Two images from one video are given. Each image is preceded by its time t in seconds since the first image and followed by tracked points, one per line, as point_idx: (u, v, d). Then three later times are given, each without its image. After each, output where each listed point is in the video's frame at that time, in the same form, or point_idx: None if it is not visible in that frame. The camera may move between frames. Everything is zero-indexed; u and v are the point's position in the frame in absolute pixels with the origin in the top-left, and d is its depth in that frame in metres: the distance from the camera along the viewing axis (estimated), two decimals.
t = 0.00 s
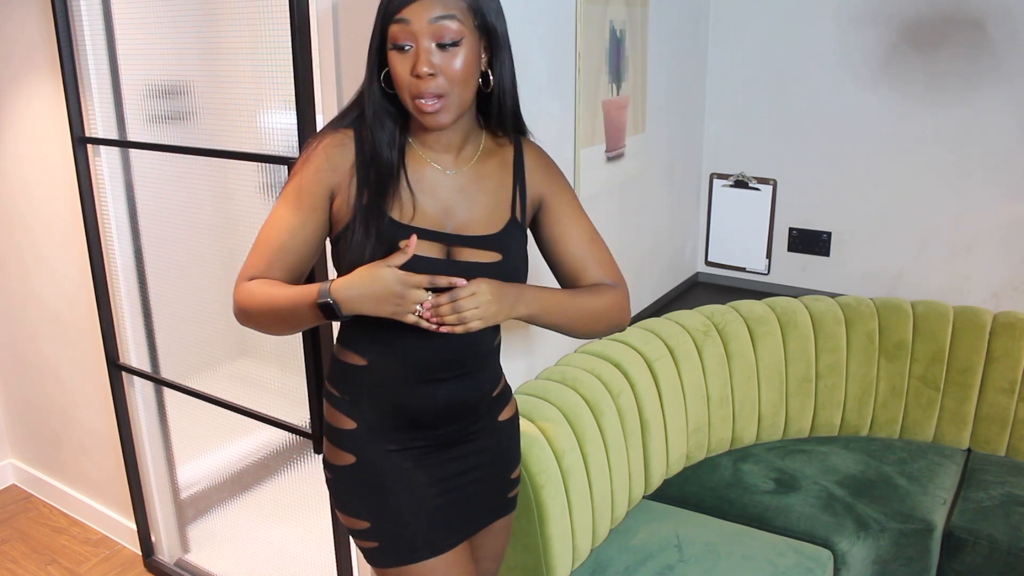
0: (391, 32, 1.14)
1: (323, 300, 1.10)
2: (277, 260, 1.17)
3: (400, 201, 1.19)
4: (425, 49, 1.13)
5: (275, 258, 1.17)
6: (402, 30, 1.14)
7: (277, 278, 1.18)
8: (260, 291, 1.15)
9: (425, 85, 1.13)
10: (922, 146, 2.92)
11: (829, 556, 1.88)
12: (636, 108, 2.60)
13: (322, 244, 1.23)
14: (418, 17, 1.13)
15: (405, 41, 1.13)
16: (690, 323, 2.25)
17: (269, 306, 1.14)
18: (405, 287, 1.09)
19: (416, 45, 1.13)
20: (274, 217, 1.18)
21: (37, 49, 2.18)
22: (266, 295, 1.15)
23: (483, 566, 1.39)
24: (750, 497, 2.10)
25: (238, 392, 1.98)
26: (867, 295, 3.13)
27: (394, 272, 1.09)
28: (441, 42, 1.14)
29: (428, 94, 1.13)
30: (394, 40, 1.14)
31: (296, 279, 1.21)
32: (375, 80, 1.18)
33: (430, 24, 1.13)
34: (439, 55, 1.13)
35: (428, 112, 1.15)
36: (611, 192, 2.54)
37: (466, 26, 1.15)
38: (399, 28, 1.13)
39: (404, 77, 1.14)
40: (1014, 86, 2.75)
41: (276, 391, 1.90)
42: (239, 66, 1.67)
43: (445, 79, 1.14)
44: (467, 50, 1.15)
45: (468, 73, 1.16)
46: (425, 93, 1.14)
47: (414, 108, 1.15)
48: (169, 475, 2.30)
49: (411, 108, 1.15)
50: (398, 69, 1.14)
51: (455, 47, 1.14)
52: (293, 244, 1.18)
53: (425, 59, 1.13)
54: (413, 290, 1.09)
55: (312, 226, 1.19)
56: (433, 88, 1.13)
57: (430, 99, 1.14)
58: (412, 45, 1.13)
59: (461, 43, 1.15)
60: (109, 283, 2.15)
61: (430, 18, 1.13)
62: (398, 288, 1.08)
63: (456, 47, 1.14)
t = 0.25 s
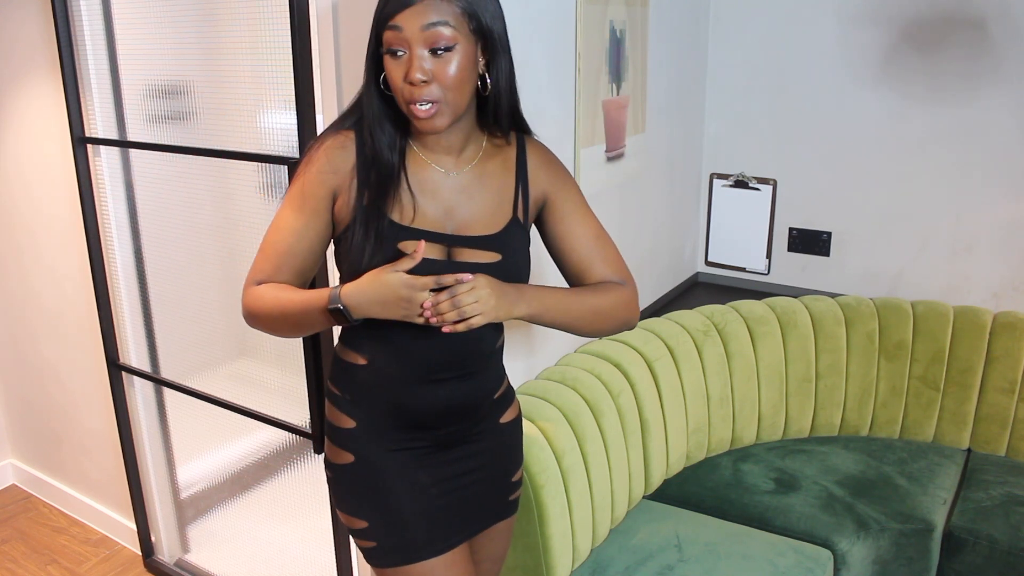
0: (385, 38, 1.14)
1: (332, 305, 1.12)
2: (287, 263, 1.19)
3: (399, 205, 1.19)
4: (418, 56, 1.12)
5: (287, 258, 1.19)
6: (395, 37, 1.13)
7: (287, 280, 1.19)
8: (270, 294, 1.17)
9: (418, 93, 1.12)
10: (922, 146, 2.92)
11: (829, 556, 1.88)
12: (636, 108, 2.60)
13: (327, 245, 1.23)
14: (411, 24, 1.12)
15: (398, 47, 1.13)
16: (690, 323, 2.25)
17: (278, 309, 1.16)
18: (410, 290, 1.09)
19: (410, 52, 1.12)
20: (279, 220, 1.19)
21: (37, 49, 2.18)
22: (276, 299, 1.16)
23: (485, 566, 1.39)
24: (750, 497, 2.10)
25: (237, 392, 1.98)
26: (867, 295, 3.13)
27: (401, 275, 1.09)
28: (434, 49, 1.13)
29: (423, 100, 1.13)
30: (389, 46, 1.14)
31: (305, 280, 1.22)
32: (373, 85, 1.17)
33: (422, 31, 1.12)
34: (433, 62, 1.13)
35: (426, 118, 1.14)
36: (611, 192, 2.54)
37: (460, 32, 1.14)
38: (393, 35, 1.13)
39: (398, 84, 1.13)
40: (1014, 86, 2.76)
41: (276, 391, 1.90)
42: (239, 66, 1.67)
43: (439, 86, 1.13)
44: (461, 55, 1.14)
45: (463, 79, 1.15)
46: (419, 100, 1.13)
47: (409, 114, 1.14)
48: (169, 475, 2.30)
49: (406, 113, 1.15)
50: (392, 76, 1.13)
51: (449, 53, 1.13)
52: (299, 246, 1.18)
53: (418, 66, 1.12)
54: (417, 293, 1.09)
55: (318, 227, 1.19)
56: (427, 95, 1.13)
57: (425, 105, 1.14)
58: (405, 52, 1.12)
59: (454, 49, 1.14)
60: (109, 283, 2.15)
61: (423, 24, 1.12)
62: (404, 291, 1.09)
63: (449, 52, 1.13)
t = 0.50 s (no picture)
0: (384, 40, 1.14)
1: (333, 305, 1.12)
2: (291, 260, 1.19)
3: (400, 206, 1.19)
4: (417, 58, 1.12)
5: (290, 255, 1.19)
6: (394, 38, 1.13)
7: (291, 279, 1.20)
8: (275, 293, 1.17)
9: (418, 95, 1.12)
10: (922, 146, 2.92)
11: (829, 556, 1.88)
12: (636, 108, 2.60)
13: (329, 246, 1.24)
14: (410, 25, 1.12)
15: (397, 49, 1.13)
16: (690, 323, 2.25)
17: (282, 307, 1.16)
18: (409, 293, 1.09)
19: (409, 53, 1.12)
20: (281, 220, 1.20)
21: (37, 49, 2.18)
22: (278, 299, 1.16)
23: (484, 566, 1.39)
24: (750, 497, 2.10)
25: (237, 392, 1.98)
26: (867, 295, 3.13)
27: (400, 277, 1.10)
28: (433, 50, 1.13)
29: (423, 101, 1.13)
30: (388, 48, 1.14)
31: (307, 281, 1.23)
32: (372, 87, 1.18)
33: (422, 33, 1.12)
34: (432, 63, 1.13)
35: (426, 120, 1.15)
36: (611, 192, 2.54)
37: (460, 33, 1.14)
38: (392, 36, 1.13)
39: (398, 85, 1.13)
40: (1014, 86, 2.76)
41: (276, 391, 1.90)
42: (239, 66, 1.67)
43: (439, 87, 1.13)
44: (461, 56, 1.14)
45: (463, 80, 1.15)
46: (419, 102, 1.13)
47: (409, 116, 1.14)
48: (169, 475, 2.30)
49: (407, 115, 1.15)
50: (392, 78, 1.13)
51: (448, 54, 1.13)
52: (301, 245, 1.19)
53: (418, 67, 1.12)
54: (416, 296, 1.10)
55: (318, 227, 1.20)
56: (427, 96, 1.13)
57: (426, 106, 1.13)
58: (405, 53, 1.12)
59: (454, 50, 1.14)
60: (109, 283, 2.15)
61: (422, 26, 1.12)
62: (404, 294, 1.09)
63: (449, 53, 1.13)
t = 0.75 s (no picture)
0: (388, 39, 1.14)
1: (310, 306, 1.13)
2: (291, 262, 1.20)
3: (402, 207, 1.19)
4: (423, 54, 1.12)
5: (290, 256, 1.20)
6: (399, 36, 1.13)
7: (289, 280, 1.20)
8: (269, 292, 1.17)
9: (425, 92, 1.13)
10: (922, 146, 2.92)
11: (829, 556, 1.88)
12: (636, 108, 2.60)
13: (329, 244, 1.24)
14: (415, 23, 1.12)
15: (402, 47, 1.13)
16: (690, 323, 2.25)
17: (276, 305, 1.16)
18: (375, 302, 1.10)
19: (414, 51, 1.13)
20: (283, 220, 1.20)
21: (37, 49, 2.18)
22: (271, 297, 1.16)
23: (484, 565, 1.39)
24: (750, 497, 2.10)
25: (237, 392, 1.98)
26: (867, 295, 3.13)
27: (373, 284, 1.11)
28: (439, 47, 1.13)
29: (427, 101, 1.13)
30: (392, 46, 1.14)
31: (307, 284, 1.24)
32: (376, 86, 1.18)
33: (426, 30, 1.12)
34: (437, 59, 1.13)
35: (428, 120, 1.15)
36: (611, 192, 2.54)
37: (464, 29, 1.15)
38: (397, 35, 1.13)
39: (404, 83, 1.13)
40: (1014, 86, 2.75)
41: (276, 391, 1.90)
42: (239, 65, 1.67)
43: (445, 83, 1.14)
44: (464, 54, 1.14)
45: (468, 76, 1.16)
46: (425, 99, 1.13)
47: (415, 113, 1.15)
48: (169, 475, 2.30)
49: (412, 114, 1.15)
50: (397, 76, 1.14)
51: (453, 51, 1.14)
52: (301, 245, 1.19)
53: (423, 64, 1.12)
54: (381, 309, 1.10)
55: (322, 227, 1.21)
56: (434, 94, 1.13)
57: (432, 105, 1.14)
58: (410, 51, 1.13)
59: (459, 47, 1.14)
60: (109, 283, 2.15)
61: (426, 23, 1.12)
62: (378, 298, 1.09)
63: (454, 50, 1.14)
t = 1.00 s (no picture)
0: (416, 30, 1.12)
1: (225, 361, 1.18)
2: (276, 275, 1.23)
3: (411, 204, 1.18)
4: (455, 45, 1.12)
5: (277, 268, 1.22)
6: (428, 28, 1.11)
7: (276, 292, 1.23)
8: (248, 301, 1.22)
9: (456, 82, 1.12)
10: (922, 146, 2.92)
11: (829, 556, 1.88)
12: (636, 108, 2.60)
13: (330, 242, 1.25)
14: (446, 15, 1.11)
15: (432, 39, 1.11)
16: (690, 323, 2.25)
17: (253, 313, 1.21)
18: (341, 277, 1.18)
19: (444, 42, 1.11)
20: (287, 213, 1.20)
21: (37, 49, 2.18)
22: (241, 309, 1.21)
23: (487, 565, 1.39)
24: (750, 497, 2.10)
25: (237, 392, 1.98)
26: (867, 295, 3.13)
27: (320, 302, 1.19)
28: (469, 39, 1.13)
29: (452, 94, 1.12)
30: (420, 38, 1.12)
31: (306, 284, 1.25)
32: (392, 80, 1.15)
33: (457, 23, 1.12)
34: (469, 51, 1.13)
35: (450, 112, 1.13)
36: (611, 192, 2.54)
37: (490, 24, 1.15)
38: (425, 26, 1.11)
39: (433, 74, 1.11)
40: (1014, 86, 2.75)
41: (276, 392, 1.90)
42: (238, 65, 1.67)
43: (475, 75, 1.13)
44: (490, 51, 1.14)
45: (492, 70, 1.16)
46: (455, 90, 1.12)
47: (442, 105, 1.13)
48: (169, 475, 2.30)
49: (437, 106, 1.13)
50: (424, 68, 1.12)
51: (481, 43, 1.14)
52: (301, 249, 1.21)
53: (456, 56, 1.11)
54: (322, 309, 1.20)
55: (322, 227, 1.20)
56: (463, 85, 1.12)
57: (460, 95, 1.13)
58: (441, 43, 1.11)
59: (486, 40, 1.15)
60: (109, 283, 2.15)
61: (459, 15, 1.12)
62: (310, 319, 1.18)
63: (482, 43, 1.14)
